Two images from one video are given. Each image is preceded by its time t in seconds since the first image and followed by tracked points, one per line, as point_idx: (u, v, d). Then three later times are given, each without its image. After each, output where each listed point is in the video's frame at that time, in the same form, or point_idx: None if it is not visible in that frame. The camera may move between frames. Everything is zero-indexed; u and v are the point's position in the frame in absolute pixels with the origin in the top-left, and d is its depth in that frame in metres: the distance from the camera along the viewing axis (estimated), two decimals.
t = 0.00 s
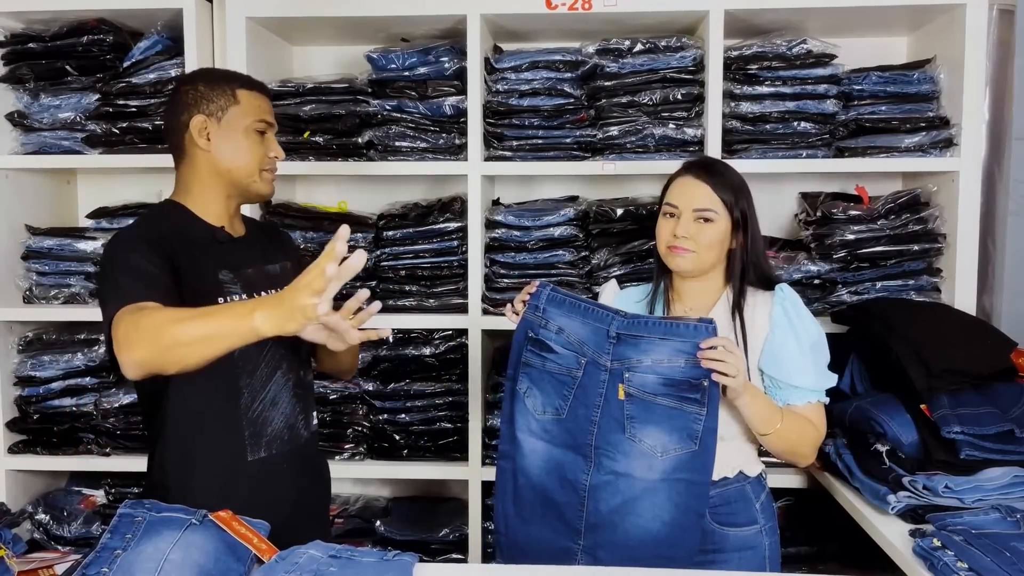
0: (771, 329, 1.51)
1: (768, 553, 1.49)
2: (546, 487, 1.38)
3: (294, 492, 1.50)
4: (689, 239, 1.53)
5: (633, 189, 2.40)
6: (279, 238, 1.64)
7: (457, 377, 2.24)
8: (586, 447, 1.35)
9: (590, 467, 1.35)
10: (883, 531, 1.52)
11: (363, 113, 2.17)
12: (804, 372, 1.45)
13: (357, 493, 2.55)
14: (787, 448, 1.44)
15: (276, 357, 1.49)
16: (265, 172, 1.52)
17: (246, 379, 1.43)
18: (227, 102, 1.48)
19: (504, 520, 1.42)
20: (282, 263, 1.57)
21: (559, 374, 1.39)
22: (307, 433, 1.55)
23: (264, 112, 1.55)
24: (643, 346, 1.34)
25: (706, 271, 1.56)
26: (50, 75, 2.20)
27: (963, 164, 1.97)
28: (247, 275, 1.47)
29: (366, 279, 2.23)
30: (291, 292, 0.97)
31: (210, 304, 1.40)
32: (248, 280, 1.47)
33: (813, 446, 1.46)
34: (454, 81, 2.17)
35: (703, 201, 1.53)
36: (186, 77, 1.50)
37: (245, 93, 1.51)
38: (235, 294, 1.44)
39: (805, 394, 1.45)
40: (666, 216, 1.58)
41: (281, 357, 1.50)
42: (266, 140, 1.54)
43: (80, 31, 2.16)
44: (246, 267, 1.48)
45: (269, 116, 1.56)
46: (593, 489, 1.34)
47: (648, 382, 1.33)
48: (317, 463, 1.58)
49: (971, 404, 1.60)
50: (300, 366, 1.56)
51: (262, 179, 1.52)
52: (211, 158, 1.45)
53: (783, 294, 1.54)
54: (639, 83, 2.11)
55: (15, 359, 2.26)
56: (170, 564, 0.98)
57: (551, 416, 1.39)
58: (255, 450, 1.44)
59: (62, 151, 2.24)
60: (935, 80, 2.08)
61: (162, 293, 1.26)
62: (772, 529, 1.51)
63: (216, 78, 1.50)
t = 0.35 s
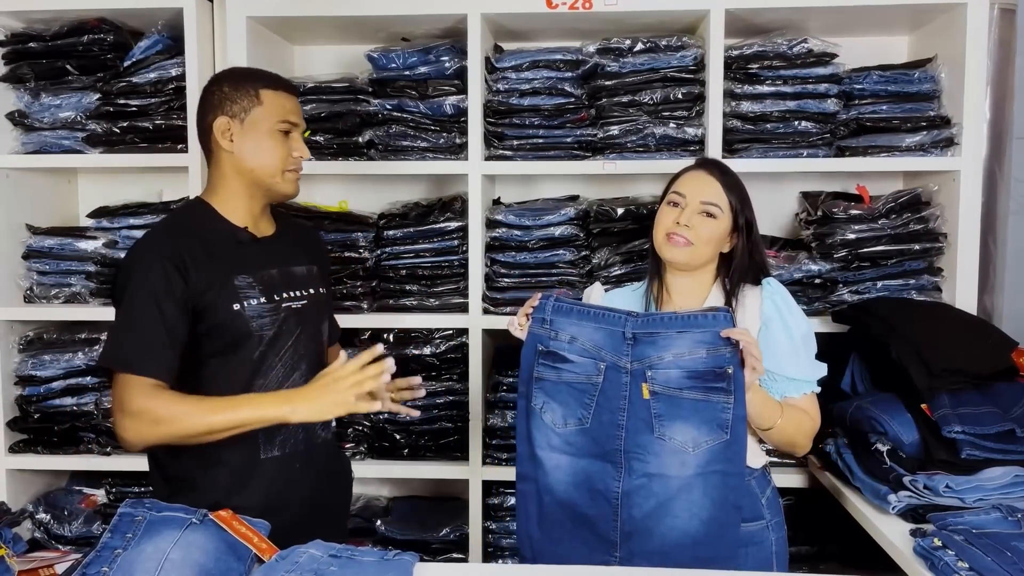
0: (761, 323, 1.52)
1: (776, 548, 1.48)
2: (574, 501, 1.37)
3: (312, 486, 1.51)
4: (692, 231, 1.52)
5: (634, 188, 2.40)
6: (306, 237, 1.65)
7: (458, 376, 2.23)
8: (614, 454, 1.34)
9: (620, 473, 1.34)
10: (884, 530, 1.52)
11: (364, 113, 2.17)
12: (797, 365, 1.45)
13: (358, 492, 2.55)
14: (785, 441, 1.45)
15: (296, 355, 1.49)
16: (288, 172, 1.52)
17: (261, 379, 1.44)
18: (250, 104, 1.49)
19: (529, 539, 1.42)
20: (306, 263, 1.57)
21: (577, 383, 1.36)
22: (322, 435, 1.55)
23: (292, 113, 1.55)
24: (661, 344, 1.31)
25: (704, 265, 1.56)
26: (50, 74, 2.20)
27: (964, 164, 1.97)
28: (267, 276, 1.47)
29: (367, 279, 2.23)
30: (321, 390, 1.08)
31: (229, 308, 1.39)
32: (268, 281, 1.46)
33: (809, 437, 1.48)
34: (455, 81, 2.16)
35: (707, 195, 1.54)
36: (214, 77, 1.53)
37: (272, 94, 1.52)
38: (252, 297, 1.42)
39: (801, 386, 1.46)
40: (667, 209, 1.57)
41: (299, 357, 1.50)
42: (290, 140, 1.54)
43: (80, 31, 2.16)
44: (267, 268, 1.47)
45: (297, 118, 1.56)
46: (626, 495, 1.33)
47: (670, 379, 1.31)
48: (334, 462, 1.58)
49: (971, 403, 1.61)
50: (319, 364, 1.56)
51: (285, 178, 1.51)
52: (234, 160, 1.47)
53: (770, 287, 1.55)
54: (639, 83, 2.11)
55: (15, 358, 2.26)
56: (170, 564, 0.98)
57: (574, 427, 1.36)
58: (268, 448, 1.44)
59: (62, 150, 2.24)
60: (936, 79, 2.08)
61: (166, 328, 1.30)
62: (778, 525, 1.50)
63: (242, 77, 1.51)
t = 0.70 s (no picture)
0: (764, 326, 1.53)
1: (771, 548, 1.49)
2: (585, 517, 1.37)
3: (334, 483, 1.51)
4: (684, 238, 1.52)
5: (635, 188, 2.40)
6: (327, 241, 1.65)
7: (458, 376, 2.23)
8: (622, 468, 1.34)
9: (629, 487, 1.34)
10: (884, 531, 1.52)
11: (364, 112, 2.17)
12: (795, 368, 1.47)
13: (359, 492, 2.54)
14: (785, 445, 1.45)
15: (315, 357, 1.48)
16: (305, 187, 1.51)
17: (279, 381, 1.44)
18: (272, 119, 1.49)
19: (538, 562, 1.42)
20: (327, 266, 1.57)
21: (579, 399, 1.35)
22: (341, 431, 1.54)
23: (313, 129, 1.53)
24: (661, 353, 1.31)
25: (701, 269, 1.56)
26: (51, 74, 2.21)
27: (964, 163, 1.97)
28: (287, 279, 1.47)
29: (368, 279, 2.23)
30: (307, 373, 1.11)
31: (249, 310, 1.40)
32: (287, 284, 1.46)
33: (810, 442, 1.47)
34: (455, 81, 2.16)
35: (696, 200, 1.53)
36: (239, 89, 1.52)
37: (295, 110, 1.50)
38: (271, 299, 1.43)
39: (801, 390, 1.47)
40: (660, 216, 1.58)
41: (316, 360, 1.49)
42: (309, 154, 1.52)
43: (81, 30, 2.16)
44: (286, 271, 1.47)
45: (318, 133, 1.54)
46: (636, 507, 1.34)
47: (673, 387, 1.31)
48: (355, 458, 1.58)
49: (972, 403, 1.61)
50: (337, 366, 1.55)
51: (302, 193, 1.50)
52: (255, 175, 1.48)
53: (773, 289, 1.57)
54: (640, 82, 2.11)
55: (16, 358, 2.26)
56: (170, 564, 0.98)
57: (579, 443, 1.36)
58: (291, 444, 1.45)
59: (63, 150, 2.24)
60: (937, 79, 2.08)
61: (191, 326, 1.31)
62: (773, 526, 1.50)
63: (267, 89, 1.50)
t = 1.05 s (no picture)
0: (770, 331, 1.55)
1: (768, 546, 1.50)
2: (606, 507, 1.37)
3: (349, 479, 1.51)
4: (686, 237, 1.52)
5: (636, 188, 2.40)
6: (348, 237, 1.62)
7: (460, 376, 2.23)
8: (641, 457, 1.34)
9: (648, 477, 1.34)
10: (886, 531, 1.51)
11: (365, 112, 2.17)
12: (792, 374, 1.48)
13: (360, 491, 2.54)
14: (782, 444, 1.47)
15: (324, 356, 1.47)
16: (311, 186, 1.48)
17: (284, 380, 1.43)
18: (273, 123, 1.49)
19: (563, 552, 1.42)
20: (342, 266, 1.54)
21: (598, 386, 1.35)
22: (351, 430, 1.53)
23: (315, 129, 1.51)
24: (679, 340, 1.30)
25: (706, 270, 1.55)
26: (52, 74, 2.20)
27: (966, 163, 1.97)
28: (295, 280, 1.45)
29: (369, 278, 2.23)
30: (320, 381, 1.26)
31: (252, 312, 1.40)
32: (295, 285, 1.45)
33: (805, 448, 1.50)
34: (456, 80, 2.16)
35: (696, 198, 1.53)
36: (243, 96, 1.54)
37: (294, 110, 1.49)
38: (276, 300, 1.42)
39: (799, 396, 1.47)
40: (664, 215, 1.58)
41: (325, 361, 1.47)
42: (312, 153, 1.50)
43: (82, 30, 2.16)
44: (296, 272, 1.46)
45: (321, 132, 1.52)
46: (655, 497, 1.34)
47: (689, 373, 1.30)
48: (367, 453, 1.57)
49: (973, 403, 1.60)
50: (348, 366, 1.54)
51: (309, 192, 1.48)
52: (261, 178, 1.49)
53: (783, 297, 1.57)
54: (641, 82, 2.11)
55: (16, 357, 2.26)
56: (172, 564, 0.97)
57: (598, 432, 1.36)
58: (293, 443, 1.44)
59: (64, 150, 2.24)
60: (939, 79, 2.07)
61: (186, 331, 1.34)
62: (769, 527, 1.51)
63: (266, 95, 1.50)
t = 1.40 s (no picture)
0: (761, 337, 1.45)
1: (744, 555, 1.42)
2: (554, 492, 1.42)
3: (336, 483, 1.50)
4: (679, 232, 1.54)
5: (636, 187, 2.40)
6: (354, 240, 1.60)
7: (460, 375, 2.23)
8: (580, 453, 1.37)
9: (586, 472, 1.37)
10: (886, 530, 1.51)
11: (366, 112, 2.17)
12: (775, 385, 1.40)
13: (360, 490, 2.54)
14: (757, 461, 1.37)
15: (310, 360, 1.47)
16: (314, 184, 1.48)
17: (272, 380, 1.45)
18: (274, 121, 1.49)
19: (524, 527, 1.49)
20: (339, 268, 1.53)
21: (556, 378, 1.39)
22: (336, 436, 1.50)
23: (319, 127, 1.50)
24: (629, 346, 1.32)
25: (704, 265, 1.55)
26: (52, 73, 2.20)
27: (966, 163, 1.97)
28: (289, 280, 1.47)
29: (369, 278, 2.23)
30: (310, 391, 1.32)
31: (241, 310, 1.42)
32: (288, 285, 1.46)
33: (789, 466, 1.39)
34: (456, 80, 2.16)
35: (690, 194, 1.55)
36: (243, 92, 1.54)
37: (297, 110, 1.49)
38: (266, 301, 1.44)
39: (781, 410, 1.39)
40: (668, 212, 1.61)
41: (313, 363, 1.47)
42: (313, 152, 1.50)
43: (82, 30, 2.16)
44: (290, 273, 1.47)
45: (324, 131, 1.51)
46: (590, 493, 1.37)
47: (628, 380, 1.32)
48: (353, 456, 1.53)
49: (974, 402, 1.60)
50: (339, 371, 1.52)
51: (311, 191, 1.48)
52: (262, 177, 1.49)
53: (783, 302, 1.45)
54: (642, 81, 2.11)
55: (17, 357, 2.26)
56: (172, 562, 0.97)
57: (554, 421, 1.40)
58: (273, 445, 1.44)
59: (64, 149, 2.24)
60: (939, 78, 2.07)
61: (177, 326, 1.37)
62: (753, 534, 1.44)
63: (268, 92, 1.49)
